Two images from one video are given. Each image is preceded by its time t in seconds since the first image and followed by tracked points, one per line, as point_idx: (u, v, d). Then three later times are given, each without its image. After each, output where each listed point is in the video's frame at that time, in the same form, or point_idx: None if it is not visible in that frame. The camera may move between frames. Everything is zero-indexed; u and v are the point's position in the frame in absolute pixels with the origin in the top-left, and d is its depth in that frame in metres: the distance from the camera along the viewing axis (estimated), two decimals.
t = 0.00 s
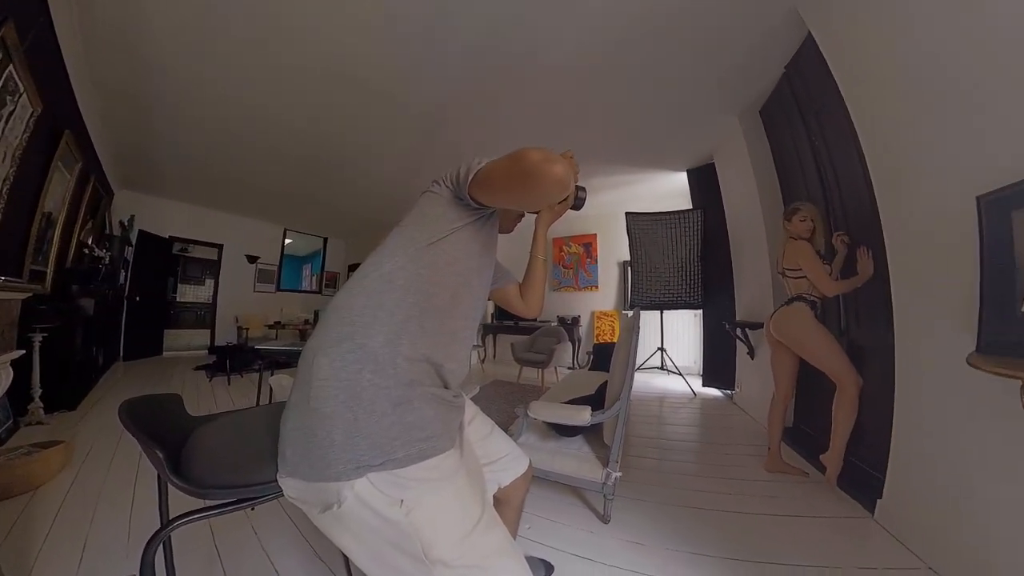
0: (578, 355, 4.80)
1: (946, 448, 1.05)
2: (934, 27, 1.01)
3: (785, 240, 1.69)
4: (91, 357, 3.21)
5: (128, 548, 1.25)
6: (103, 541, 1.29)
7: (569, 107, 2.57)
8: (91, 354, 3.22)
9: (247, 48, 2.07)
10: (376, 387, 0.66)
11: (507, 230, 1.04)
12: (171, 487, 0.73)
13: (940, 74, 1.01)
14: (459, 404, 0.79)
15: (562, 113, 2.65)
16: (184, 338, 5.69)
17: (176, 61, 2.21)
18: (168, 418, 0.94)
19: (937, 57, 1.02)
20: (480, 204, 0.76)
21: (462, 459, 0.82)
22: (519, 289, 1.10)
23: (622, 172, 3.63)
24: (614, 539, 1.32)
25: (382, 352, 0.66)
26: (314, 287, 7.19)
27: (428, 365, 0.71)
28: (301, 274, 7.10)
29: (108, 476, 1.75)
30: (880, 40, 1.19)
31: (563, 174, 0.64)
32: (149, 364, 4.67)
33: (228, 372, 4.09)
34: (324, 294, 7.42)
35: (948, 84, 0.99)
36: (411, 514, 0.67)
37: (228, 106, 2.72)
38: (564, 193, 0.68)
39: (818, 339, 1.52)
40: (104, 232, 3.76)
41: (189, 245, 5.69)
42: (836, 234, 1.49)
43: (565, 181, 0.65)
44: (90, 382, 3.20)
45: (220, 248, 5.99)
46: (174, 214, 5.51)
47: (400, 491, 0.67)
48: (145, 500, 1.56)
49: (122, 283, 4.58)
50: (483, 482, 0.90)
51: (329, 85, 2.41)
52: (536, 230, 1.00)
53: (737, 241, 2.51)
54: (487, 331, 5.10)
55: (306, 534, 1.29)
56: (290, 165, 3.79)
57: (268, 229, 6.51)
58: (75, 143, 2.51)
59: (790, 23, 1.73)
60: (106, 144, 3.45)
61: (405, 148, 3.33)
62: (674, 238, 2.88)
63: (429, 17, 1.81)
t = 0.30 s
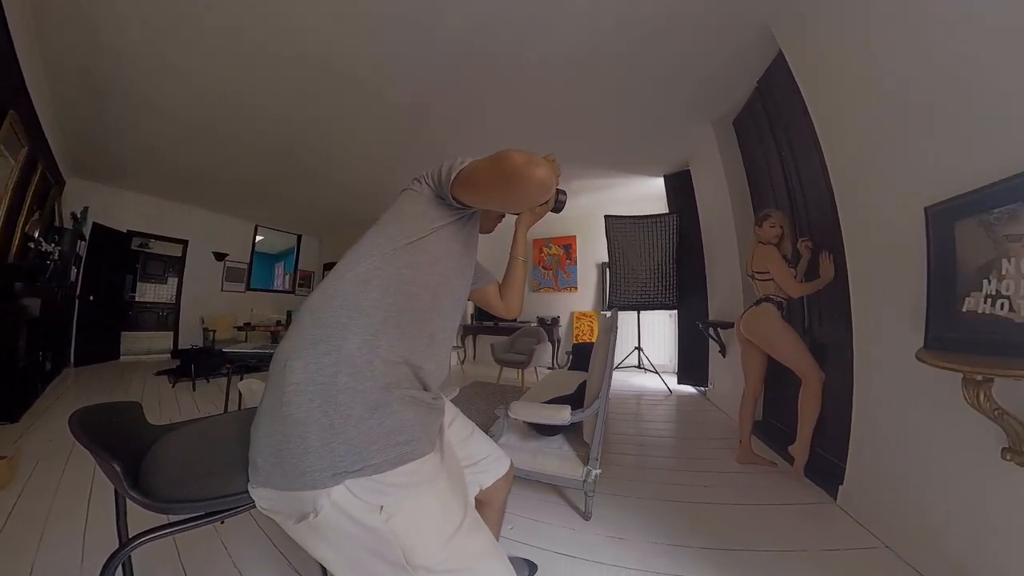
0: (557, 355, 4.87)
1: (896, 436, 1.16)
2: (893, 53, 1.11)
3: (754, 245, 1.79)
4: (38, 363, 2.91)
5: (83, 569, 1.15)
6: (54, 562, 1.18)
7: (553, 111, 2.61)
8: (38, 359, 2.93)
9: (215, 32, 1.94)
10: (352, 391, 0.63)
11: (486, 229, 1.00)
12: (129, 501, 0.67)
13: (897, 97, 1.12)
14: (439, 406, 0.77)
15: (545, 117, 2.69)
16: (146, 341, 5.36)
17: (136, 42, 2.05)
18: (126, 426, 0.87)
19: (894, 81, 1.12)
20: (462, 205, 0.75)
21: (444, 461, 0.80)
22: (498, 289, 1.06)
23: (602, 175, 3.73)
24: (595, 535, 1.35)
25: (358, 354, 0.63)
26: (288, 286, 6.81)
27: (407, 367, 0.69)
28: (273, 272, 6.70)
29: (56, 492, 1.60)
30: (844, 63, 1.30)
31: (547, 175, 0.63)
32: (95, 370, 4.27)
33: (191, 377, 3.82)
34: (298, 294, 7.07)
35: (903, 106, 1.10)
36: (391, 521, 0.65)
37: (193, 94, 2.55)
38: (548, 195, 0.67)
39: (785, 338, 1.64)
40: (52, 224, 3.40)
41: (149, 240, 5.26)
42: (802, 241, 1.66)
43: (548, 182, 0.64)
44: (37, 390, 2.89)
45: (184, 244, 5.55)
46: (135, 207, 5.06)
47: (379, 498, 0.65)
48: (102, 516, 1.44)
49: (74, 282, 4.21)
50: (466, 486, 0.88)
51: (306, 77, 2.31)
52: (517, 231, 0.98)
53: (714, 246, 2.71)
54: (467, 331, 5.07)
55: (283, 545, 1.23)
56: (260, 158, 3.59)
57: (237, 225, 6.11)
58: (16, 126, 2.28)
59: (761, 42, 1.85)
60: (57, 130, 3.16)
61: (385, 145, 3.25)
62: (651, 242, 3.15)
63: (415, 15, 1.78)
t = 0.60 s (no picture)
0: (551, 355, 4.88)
1: (883, 433, 1.19)
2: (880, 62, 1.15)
3: (745, 245, 1.82)
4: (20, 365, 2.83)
5: None
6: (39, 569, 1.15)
7: (550, 112, 2.62)
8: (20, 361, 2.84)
9: (210, 29, 1.91)
10: (345, 391, 0.62)
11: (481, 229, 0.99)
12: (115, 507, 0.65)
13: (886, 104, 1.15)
14: (433, 407, 0.76)
15: (542, 118, 2.70)
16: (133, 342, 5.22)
17: (125, 37, 2.00)
18: (112, 430, 0.84)
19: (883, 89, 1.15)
20: (456, 205, 0.75)
21: (438, 462, 0.79)
22: (492, 288, 1.05)
23: (596, 176, 3.76)
24: (590, 534, 1.36)
25: (351, 354, 0.62)
26: (278, 286, 6.70)
27: (400, 368, 0.68)
28: (264, 272, 6.59)
29: (39, 497, 1.55)
30: (833, 70, 1.34)
31: (541, 176, 0.63)
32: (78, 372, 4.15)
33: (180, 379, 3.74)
34: (290, 294, 6.96)
35: (890, 113, 1.13)
36: (385, 522, 0.65)
37: (182, 90, 2.50)
38: (542, 195, 0.67)
39: (775, 339, 1.67)
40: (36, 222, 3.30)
41: (136, 239, 5.12)
42: (792, 244, 1.69)
43: (542, 183, 0.64)
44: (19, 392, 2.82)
45: (173, 242, 5.41)
46: (119, 205, 4.92)
47: (373, 500, 0.64)
48: (89, 522, 1.40)
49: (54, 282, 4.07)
50: (460, 486, 0.87)
51: (300, 75, 2.28)
52: (512, 231, 0.97)
53: (705, 248, 2.78)
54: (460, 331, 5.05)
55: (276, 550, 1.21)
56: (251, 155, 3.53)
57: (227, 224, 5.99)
58: None
59: (754, 47, 1.88)
60: (38, 125, 3.07)
61: (379, 144, 3.23)
62: (645, 243, 3.18)
63: (413, 15, 1.77)
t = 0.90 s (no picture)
0: (545, 355, 4.89)
1: (871, 430, 1.23)
2: (869, 68, 1.18)
3: (737, 247, 1.84)
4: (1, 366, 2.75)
5: None
6: None
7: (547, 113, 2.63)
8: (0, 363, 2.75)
9: (199, 24, 1.87)
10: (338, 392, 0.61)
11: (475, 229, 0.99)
12: (102, 511, 0.63)
13: (873, 109, 1.18)
14: (427, 407, 0.76)
15: (537, 119, 2.71)
16: (120, 343, 5.13)
17: (111, 31, 1.95)
18: (96, 434, 0.81)
19: (871, 95, 1.18)
20: (450, 205, 0.75)
21: (433, 462, 0.78)
22: (487, 289, 1.05)
23: (590, 177, 3.78)
24: (585, 533, 1.37)
25: (344, 355, 0.61)
26: (270, 286, 6.65)
27: (394, 368, 0.68)
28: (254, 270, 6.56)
29: (21, 504, 1.50)
30: (823, 75, 1.37)
31: (537, 177, 0.63)
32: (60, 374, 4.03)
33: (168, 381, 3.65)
34: (281, 293, 6.86)
35: (877, 118, 1.16)
36: (379, 525, 0.64)
37: (170, 87, 2.44)
38: (537, 197, 0.67)
39: (766, 338, 1.71)
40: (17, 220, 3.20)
41: (124, 237, 4.98)
42: (783, 245, 1.72)
43: (538, 184, 0.64)
44: None
45: (162, 242, 5.28)
46: (108, 202, 4.79)
47: (368, 502, 0.63)
48: (75, 528, 1.37)
49: (39, 281, 3.97)
50: (455, 488, 0.87)
51: (293, 73, 2.24)
52: (506, 231, 0.97)
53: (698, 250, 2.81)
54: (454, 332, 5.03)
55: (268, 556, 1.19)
56: (240, 153, 3.46)
57: (217, 222, 5.86)
58: None
59: (748, 51, 1.91)
60: (19, 120, 2.97)
61: (373, 143, 3.20)
62: (637, 244, 3.22)
63: (410, 14, 1.76)
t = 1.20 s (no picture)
0: (539, 355, 4.91)
1: (859, 428, 1.26)
2: (859, 73, 1.20)
3: (728, 248, 1.87)
4: None
5: None
6: None
7: (542, 113, 2.63)
8: None
9: (188, 18, 1.82)
10: (332, 393, 0.60)
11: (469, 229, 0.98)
12: (87, 518, 0.61)
13: (861, 114, 1.21)
14: (421, 408, 0.75)
15: (532, 119, 2.72)
16: (104, 343, 4.93)
17: (95, 23, 1.89)
18: (82, 440, 0.79)
19: (859, 99, 1.21)
20: (444, 205, 0.75)
21: (427, 463, 0.78)
22: (481, 289, 1.05)
23: (584, 178, 3.80)
24: (580, 532, 1.37)
25: (337, 356, 0.61)
26: (261, 286, 6.51)
27: (388, 368, 0.67)
28: (246, 270, 6.36)
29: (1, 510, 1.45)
30: (814, 79, 1.40)
31: (531, 178, 0.63)
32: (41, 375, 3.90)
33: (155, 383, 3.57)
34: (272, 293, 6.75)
35: (865, 123, 1.19)
36: (373, 527, 0.63)
37: (157, 82, 2.38)
38: (531, 197, 0.67)
39: (756, 338, 1.73)
40: None
41: (110, 235, 4.85)
42: (774, 246, 1.76)
43: (532, 184, 0.64)
44: None
45: (150, 240, 5.16)
46: (93, 199, 4.66)
47: (361, 504, 0.62)
48: (58, 534, 1.32)
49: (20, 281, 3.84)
50: (449, 489, 0.86)
51: (285, 70, 2.21)
52: (500, 231, 0.97)
53: (691, 250, 2.85)
54: (447, 332, 5.01)
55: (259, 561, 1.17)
56: (230, 151, 3.40)
57: (205, 220, 5.73)
58: None
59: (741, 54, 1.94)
60: None
61: (365, 142, 3.16)
62: (630, 245, 3.25)
63: (405, 12, 1.74)
